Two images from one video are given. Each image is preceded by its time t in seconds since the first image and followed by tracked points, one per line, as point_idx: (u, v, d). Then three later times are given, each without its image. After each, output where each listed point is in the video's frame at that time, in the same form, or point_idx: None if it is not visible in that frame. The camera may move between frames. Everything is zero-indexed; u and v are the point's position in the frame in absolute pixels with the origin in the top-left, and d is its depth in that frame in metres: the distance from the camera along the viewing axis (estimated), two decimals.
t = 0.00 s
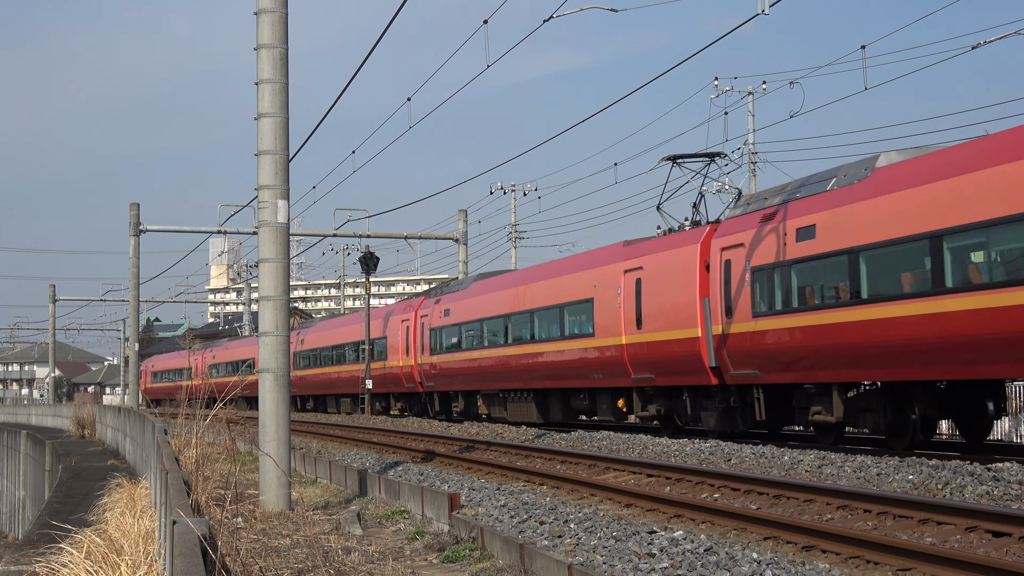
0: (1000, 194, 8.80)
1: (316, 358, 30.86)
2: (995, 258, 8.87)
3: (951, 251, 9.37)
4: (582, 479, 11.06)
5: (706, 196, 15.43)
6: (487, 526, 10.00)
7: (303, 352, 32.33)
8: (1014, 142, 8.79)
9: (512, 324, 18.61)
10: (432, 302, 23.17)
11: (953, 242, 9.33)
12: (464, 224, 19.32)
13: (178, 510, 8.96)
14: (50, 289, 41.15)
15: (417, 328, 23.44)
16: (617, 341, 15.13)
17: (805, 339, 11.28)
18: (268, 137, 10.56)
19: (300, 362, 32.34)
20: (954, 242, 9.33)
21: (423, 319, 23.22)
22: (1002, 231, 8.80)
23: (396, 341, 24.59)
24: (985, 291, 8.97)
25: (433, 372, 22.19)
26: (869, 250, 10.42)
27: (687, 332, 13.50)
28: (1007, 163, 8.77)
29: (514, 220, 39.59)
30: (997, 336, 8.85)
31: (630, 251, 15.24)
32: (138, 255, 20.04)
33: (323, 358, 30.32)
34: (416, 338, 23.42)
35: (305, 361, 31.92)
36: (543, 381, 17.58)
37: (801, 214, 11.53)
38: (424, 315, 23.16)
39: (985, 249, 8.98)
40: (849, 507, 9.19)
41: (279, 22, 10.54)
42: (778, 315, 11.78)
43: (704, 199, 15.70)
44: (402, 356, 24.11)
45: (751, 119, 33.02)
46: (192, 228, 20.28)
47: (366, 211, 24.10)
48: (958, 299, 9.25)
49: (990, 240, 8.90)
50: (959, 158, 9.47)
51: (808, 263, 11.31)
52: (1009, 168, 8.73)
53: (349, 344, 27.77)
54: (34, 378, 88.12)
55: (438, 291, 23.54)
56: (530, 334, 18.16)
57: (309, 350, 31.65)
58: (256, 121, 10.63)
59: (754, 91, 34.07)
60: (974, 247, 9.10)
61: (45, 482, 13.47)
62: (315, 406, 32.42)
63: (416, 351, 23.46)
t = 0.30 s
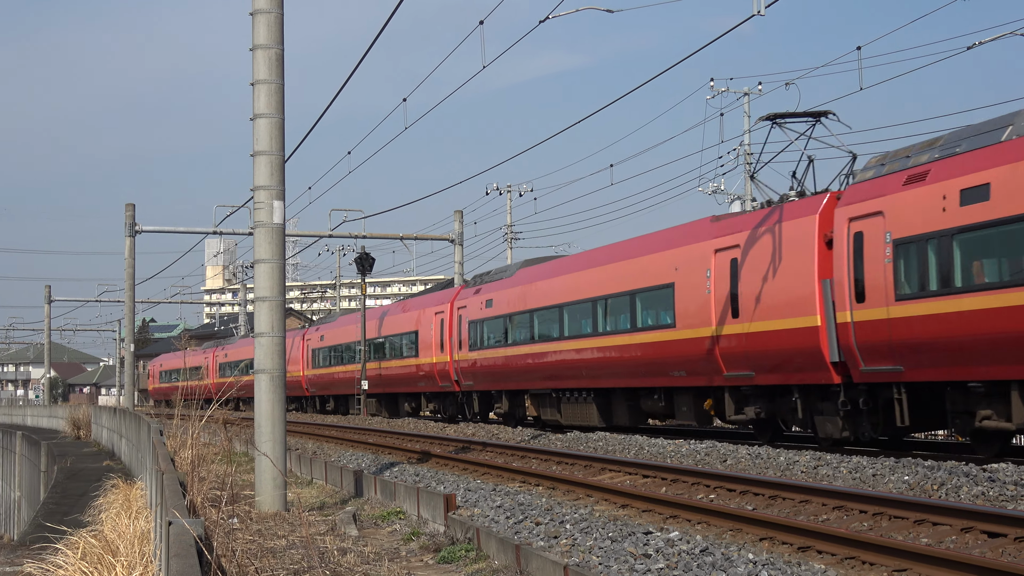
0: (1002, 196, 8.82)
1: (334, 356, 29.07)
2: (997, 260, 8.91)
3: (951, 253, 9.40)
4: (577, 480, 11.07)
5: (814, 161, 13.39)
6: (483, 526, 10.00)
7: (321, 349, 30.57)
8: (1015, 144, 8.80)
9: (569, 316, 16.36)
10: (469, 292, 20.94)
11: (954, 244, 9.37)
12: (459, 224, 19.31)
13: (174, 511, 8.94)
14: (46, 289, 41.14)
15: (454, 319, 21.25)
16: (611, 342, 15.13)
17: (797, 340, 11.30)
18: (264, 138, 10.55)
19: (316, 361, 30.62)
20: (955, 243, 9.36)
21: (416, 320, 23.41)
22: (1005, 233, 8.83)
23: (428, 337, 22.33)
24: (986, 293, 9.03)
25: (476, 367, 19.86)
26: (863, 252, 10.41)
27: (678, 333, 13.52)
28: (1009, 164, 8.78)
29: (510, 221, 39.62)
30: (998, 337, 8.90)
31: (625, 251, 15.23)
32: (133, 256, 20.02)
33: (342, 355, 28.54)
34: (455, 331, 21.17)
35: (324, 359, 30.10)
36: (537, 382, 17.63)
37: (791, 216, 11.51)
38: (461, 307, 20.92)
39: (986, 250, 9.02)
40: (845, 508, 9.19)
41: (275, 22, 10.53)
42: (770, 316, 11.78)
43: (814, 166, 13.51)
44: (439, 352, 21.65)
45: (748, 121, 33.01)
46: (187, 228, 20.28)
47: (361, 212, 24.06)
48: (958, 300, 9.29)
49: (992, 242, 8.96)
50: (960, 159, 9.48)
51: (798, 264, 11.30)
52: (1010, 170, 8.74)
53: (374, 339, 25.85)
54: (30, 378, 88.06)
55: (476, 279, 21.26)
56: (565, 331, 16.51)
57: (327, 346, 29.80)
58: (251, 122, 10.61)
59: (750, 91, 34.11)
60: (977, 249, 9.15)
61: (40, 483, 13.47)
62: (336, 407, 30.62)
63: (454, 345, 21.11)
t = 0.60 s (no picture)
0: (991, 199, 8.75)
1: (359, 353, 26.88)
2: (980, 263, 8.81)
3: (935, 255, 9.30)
4: (574, 481, 11.07)
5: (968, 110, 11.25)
6: (480, 527, 9.99)
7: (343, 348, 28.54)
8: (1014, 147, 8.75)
9: (632, 306, 14.44)
10: (516, 281, 18.72)
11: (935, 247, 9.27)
12: (456, 225, 19.32)
13: (171, 512, 8.93)
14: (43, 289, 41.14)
15: (500, 312, 19.10)
16: (606, 343, 15.13)
17: (790, 340, 11.27)
18: (261, 139, 10.54)
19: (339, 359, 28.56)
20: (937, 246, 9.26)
21: (414, 321, 23.44)
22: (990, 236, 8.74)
23: (468, 333, 20.14)
24: (967, 296, 8.92)
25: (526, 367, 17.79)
26: (852, 254, 10.34)
27: (673, 334, 13.48)
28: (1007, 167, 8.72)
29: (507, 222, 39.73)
30: (983, 340, 8.81)
31: (621, 253, 15.22)
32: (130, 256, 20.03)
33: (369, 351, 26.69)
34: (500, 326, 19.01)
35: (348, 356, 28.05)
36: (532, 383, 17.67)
37: (786, 216, 11.49)
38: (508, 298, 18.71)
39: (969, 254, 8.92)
40: (842, 509, 9.17)
41: (272, 24, 10.53)
42: (764, 317, 11.74)
43: (969, 115, 11.28)
44: (484, 349, 19.44)
45: (746, 123, 33.08)
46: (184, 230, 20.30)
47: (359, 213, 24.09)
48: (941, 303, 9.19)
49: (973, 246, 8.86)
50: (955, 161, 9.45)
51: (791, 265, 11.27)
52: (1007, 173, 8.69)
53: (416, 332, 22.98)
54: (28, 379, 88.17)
55: (524, 265, 18.93)
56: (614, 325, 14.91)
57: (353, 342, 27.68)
58: (248, 123, 10.61)
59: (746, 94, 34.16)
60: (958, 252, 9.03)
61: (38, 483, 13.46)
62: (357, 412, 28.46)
63: (500, 341, 18.92)
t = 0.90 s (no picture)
0: (991, 202, 8.78)
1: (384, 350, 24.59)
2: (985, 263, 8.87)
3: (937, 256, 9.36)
4: (570, 482, 11.08)
5: None
6: (476, 528, 9.98)
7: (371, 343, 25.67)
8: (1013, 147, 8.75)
9: (691, 299, 13.06)
10: (574, 265, 16.55)
11: (938, 247, 9.33)
12: (452, 225, 19.32)
13: (166, 513, 8.92)
14: (38, 289, 41.14)
15: (554, 301, 16.86)
16: (602, 344, 15.16)
17: (788, 341, 11.30)
18: (257, 139, 10.54)
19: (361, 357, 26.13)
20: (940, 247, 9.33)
21: (410, 322, 23.41)
22: (991, 238, 8.77)
23: (517, 326, 17.86)
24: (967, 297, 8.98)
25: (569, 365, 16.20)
26: (853, 255, 10.38)
27: (670, 335, 13.52)
28: (1007, 168, 8.72)
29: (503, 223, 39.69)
30: (986, 341, 8.87)
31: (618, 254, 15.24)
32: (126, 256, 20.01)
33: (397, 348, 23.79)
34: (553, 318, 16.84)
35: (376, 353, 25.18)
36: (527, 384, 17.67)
37: (783, 218, 11.53)
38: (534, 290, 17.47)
39: (972, 255, 8.99)
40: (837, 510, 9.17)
41: (268, 24, 10.53)
42: (760, 319, 11.78)
43: None
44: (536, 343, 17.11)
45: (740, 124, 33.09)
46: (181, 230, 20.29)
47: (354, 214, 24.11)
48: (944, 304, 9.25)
49: (976, 247, 8.93)
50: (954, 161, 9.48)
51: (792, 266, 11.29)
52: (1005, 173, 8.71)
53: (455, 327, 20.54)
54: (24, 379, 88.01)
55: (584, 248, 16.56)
56: (637, 323, 14.22)
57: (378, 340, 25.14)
58: (244, 123, 10.60)
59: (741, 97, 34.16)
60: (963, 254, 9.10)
61: (33, 483, 13.46)
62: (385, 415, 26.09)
63: (554, 334, 16.75)
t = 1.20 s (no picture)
0: (987, 201, 8.79)
1: (416, 344, 22.44)
2: (989, 262, 8.82)
3: (943, 254, 9.31)
4: (565, 482, 11.08)
5: None
6: (471, 528, 9.97)
7: (400, 337, 23.39)
8: (1011, 145, 8.71)
9: (884, 268, 9.96)
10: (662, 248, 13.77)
11: (940, 245, 9.31)
12: (447, 226, 19.31)
13: (160, 513, 8.90)
14: (34, 289, 41.14)
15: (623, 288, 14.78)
16: (599, 344, 15.19)
17: (784, 341, 11.32)
18: (252, 139, 10.53)
19: (389, 352, 23.91)
20: (943, 245, 9.30)
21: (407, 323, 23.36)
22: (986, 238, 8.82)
23: (578, 318, 15.85)
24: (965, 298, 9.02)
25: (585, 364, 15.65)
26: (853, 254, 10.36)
27: (666, 335, 13.55)
28: (1005, 166, 8.68)
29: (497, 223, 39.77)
30: (986, 340, 8.84)
31: (613, 254, 15.27)
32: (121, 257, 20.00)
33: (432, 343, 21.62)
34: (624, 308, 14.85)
35: (405, 348, 22.99)
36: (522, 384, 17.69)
37: (779, 218, 11.56)
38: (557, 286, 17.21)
39: (974, 253, 8.96)
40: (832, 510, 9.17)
41: (263, 24, 10.53)
42: (756, 319, 11.80)
43: None
44: (603, 335, 15.15)
45: (736, 124, 33.11)
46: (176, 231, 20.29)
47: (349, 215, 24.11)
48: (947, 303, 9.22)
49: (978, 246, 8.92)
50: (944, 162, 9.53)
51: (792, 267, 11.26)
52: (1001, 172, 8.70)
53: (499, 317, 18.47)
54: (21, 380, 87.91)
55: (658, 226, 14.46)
56: (680, 318, 13.28)
57: (407, 333, 22.97)
58: (239, 123, 10.59)
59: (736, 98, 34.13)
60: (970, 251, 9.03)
61: (28, 483, 13.46)
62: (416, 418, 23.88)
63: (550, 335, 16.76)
